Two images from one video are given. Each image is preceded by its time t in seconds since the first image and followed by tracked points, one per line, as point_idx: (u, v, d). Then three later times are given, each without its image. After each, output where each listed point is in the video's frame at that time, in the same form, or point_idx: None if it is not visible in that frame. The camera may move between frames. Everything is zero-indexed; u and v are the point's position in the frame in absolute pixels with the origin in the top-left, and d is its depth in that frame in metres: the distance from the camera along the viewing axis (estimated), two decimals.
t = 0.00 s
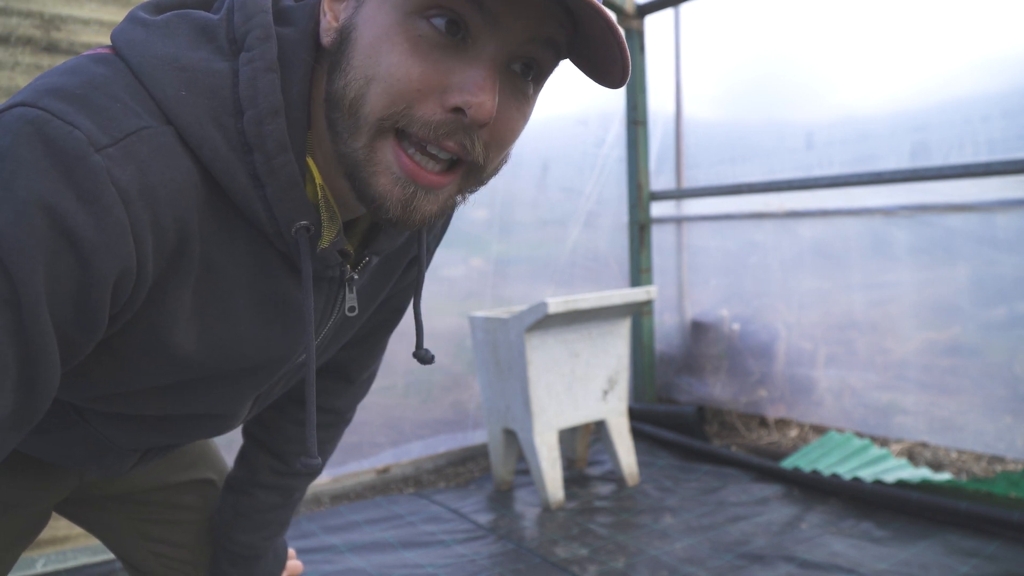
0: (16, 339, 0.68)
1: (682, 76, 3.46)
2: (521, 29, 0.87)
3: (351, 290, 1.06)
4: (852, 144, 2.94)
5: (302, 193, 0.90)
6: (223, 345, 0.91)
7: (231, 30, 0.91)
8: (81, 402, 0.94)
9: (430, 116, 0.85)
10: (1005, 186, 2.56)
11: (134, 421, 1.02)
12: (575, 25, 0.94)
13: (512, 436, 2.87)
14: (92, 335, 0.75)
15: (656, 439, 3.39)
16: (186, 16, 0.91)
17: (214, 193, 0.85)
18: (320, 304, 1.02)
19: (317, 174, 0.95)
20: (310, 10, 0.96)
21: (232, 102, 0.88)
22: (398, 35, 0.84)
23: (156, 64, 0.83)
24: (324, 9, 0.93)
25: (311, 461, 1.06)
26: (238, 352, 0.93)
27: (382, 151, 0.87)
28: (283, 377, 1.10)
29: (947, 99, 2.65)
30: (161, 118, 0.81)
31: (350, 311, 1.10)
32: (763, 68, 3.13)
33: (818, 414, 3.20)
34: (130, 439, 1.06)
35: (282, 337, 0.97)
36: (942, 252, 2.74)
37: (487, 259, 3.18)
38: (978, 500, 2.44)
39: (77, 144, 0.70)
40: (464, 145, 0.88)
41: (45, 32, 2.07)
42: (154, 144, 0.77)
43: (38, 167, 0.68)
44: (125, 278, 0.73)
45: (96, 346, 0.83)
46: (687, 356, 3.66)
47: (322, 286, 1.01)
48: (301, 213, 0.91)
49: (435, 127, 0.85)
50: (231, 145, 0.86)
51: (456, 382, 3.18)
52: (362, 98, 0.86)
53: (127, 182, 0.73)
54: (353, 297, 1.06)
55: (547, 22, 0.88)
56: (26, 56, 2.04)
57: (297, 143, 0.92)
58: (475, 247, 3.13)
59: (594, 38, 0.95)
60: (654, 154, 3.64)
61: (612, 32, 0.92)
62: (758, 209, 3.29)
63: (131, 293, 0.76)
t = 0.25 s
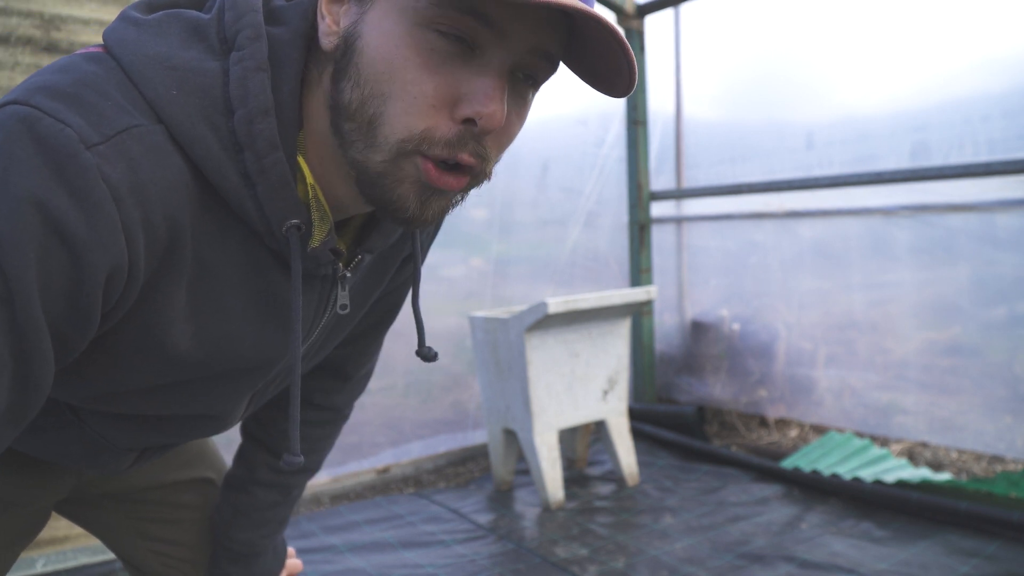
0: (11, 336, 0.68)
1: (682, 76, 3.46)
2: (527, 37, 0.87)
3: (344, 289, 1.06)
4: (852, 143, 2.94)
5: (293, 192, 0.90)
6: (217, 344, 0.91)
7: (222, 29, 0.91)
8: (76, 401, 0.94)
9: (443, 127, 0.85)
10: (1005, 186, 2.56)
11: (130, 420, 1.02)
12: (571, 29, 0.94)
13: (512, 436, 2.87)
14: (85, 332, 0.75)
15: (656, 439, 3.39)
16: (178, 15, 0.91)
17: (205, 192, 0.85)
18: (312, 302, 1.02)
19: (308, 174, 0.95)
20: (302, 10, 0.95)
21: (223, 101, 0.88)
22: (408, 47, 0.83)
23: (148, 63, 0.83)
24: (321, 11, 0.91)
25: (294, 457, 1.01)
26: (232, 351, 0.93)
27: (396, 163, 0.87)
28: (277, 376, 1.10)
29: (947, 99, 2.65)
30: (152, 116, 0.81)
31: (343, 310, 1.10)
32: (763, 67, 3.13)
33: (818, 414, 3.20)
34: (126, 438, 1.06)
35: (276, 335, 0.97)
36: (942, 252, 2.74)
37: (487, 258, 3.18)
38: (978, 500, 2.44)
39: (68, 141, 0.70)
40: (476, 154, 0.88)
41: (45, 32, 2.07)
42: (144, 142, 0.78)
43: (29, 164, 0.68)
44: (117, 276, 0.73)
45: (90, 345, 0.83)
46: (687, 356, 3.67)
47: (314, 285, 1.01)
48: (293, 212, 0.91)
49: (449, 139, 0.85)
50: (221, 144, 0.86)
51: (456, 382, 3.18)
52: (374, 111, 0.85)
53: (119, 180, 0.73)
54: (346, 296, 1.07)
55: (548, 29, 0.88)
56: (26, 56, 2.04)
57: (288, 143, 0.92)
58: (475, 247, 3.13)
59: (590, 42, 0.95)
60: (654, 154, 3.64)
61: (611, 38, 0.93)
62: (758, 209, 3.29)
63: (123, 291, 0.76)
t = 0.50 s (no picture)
0: (14, 330, 0.68)
1: (682, 76, 3.46)
2: (520, 31, 0.87)
3: (344, 284, 1.06)
4: (852, 143, 2.94)
5: (293, 187, 0.90)
6: (218, 339, 0.91)
7: (222, 27, 0.91)
8: (78, 400, 0.94)
9: (434, 120, 0.85)
10: (1005, 186, 2.56)
11: (133, 419, 1.02)
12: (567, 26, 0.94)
13: (512, 436, 2.87)
14: (89, 326, 0.75)
15: (656, 439, 3.39)
16: (177, 12, 0.91)
17: (206, 188, 0.85)
18: (313, 297, 1.02)
19: (308, 169, 0.95)
20: (301, 7, 0.95)
21: (223, 97, 0.88)
22: (401, 40, 0.83)
23: (149, 59, 0.83)
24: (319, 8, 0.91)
25: (304, 450, 1.00)
26: (233, 346, 0.93)
27: (388, 156, 0.87)
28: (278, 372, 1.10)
29: (947, 99, 2.65)
30: (153, 112, 0.81)
31: (343, 305, 1.10)
32: (763, 67, 3.13)
33: (818, 414, 3.20)
34: (128, 436, 1.06)
35: (277, 330, 0.97)
36: (942, 252, 2.74)
37: (487, 258, 3.18)
38: (978, 499, 2.44)
39: (71, 136, 0.70)
40: (467, 147, 0.87)
41: (45, 32, 2.07)
42: (146, 137, 0.77)
43: (32, 159, 0.68)
44: (119, 269, 0.73)
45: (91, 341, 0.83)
46: (687, 356, 3.67)
47: (315, 280, 1.01)
48: (292, 207, 0.91)
49: (440, 132, 0.85)
50: (222, 140, 0.86)
51: (456, 382, 3.17)
52: (367, 103, 0.85)
53: (120, 175, 0.73)
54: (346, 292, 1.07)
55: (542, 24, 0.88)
56: (26, 56, 2.04)
57: (287, 138, 0.92)
58: (475, 247, 3.13)
59: (586, 39, 0.95)
60: (654, 154, 3.64)
61: (606, 34, 0.93)
62: (758, 209, 3.29)
63: (125, 285, 0.76)
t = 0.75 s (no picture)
0: (12, 336, 0.68)
1: (682, 76, 3.46)
2: (529, 68, 0.87)
3: (338, 288, 1.06)
4: (852, 143, 2.94)
5: (283, 197, 0.90)
6: (214, 345, 0.91)
7: (213, 36, 0.91)
8: (77, 402, 0.94)
9: (438, 151, 0.86)
10: (1005, 186, 2.56)
11: (132, 422, 1.02)
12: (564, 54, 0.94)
13: (512, 436, 2.87)
14: (84, 332, 0.75)
15: (656, 439, 3.39)
16: (170, 20, 0.91)
17: (198, 197, 0.85)
18: (306, 303, 1.02)
19: (300, 181, 0.95)
20: (293, 18, 0.96)
21: (213, 108, 0.87)
22: (410, 74, 0.83)
23: (140, 69, 0.83)
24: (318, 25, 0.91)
25: (287, 456, 1.01)
26: (228, 352, 0.93)
27: (391, 180, 0.88)
28: (274, 377, 1.10)
29: (947, 99, 2.65)
30: (143, 123, 0.81)
31: (337, 309, 1.10)
32: (763, 67, 3.13)
33: (818, 414, 3.20)
34: (125, 440, 1.06)
35: (272, 336, 0.97)
36: (942, 252, 2.74)
37: (487, 259, 3.18)
38: (978, 500, 2.44)
39: (64, 145, 0.70)
40: (469, 173, 0.90)
41: (45, 32, 2.07)
42: (138, 147, 0.78)
43: (26, 167, 0.68)
44: (114, 277, 0.73)
45: (86, 347, 0.83)
46: (687, 356, 3.67)
47: (309, 285, 1.01)
48: (283, 217, 0.91)
49: (443, 161, 0.87)
50: (212, 151, 0.86)
51: (456, 382, 3.17)
52: (371, 131, 0.86)
53: (113, 184, 0.73)
54: (340, 295, 1.07)
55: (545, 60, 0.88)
56: (26, 56, 2.04)
57: (279, 148, 0.92)
58: (475, 247, 3.13)
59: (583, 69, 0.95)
60: (654, 154, 3.64)
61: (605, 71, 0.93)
62: (758, 209, 3.29)
63: (119, 293, 0.76)
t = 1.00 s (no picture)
0: (9, 337, 0.68)
1: (682, 76, 3.46)
2: (513, 90, 0.87)
3: (332, 290, 1.06)
4: (852, 144, 2.94)
5: (274, 204, 0.89)
6: (208, 348, 0.91)
7: (208, 43, 0.91)
8: (73, 403, 0.94)
9: (417, 165, 0.86)
10: (1005, 186, 2.56)
11: (128, 423, 1.02)
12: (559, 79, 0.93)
13: (512, 436, 2.87)
14: (79, 333, 0.75)
15: (656, 439, 3.39)
16: (166, 26, 0.91)
17: (190, 203, 0.85)
18: (299, 306, 1.02)
19: (290, 186, 0.95)
20: (288, 27, 0.96)
21: (206, 115, 0.87)
22: (395, 85, 0.84)
23: (134, 74, 0.83)
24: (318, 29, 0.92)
25: (280, 459, 1.01)
26: (222, 355, 0.93)
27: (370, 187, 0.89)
28: (268, 380, 1.10)
29: (947, 99, 2.65)
30: (137, 128, 0.80)
31: (330, 313, 1.10)
32: (763, 67, 3.13)
33: (818, 414, 3.20)
34: (121, 440, 1.06)
35: (266, 340, 0.97)
36: (942, 252, 2.74)
37: (487, 259, 3.18)
38: (978, 500, 2.44)
39: (59, 148, 0.70)
40: (446, 191, 0.89)
41: (45, 32, 2.07)
42: (133, 151, 0.78)
43: (21, 170, 0.68)
44: (107, 280, 0.73)
45: (80, 349, 0.84)
46: (687, 356, 3.67)
47: (301, 288, 1.01)
48: (274, 223, 0.90)
49: (420, 176, 0.87)
50: (203, 157, 0.86)
51: (456, 382, 3.17)
52: (354, 137, 0.87)
53: (107, 188, 0.73)
54: (332, 297, 1.07)
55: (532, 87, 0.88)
56: (26, 56, 2.04)
57: (270, 155, 0.92)
58: (475, 247, 3.13)
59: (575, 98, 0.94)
60: (654, 155, 3.64)
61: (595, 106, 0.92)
62: (758, 209, 3.29)
63: (112, 296, 0.76)
